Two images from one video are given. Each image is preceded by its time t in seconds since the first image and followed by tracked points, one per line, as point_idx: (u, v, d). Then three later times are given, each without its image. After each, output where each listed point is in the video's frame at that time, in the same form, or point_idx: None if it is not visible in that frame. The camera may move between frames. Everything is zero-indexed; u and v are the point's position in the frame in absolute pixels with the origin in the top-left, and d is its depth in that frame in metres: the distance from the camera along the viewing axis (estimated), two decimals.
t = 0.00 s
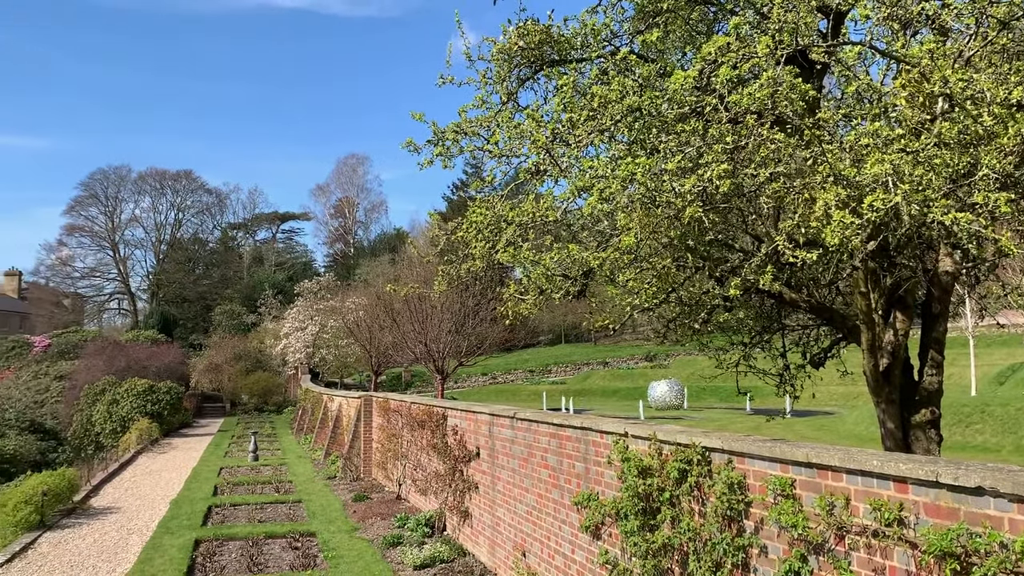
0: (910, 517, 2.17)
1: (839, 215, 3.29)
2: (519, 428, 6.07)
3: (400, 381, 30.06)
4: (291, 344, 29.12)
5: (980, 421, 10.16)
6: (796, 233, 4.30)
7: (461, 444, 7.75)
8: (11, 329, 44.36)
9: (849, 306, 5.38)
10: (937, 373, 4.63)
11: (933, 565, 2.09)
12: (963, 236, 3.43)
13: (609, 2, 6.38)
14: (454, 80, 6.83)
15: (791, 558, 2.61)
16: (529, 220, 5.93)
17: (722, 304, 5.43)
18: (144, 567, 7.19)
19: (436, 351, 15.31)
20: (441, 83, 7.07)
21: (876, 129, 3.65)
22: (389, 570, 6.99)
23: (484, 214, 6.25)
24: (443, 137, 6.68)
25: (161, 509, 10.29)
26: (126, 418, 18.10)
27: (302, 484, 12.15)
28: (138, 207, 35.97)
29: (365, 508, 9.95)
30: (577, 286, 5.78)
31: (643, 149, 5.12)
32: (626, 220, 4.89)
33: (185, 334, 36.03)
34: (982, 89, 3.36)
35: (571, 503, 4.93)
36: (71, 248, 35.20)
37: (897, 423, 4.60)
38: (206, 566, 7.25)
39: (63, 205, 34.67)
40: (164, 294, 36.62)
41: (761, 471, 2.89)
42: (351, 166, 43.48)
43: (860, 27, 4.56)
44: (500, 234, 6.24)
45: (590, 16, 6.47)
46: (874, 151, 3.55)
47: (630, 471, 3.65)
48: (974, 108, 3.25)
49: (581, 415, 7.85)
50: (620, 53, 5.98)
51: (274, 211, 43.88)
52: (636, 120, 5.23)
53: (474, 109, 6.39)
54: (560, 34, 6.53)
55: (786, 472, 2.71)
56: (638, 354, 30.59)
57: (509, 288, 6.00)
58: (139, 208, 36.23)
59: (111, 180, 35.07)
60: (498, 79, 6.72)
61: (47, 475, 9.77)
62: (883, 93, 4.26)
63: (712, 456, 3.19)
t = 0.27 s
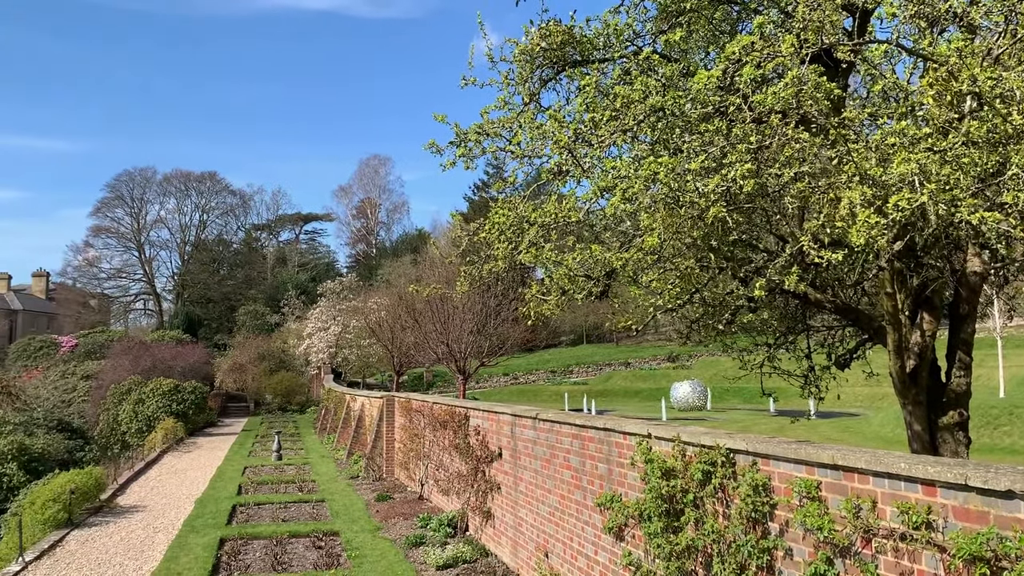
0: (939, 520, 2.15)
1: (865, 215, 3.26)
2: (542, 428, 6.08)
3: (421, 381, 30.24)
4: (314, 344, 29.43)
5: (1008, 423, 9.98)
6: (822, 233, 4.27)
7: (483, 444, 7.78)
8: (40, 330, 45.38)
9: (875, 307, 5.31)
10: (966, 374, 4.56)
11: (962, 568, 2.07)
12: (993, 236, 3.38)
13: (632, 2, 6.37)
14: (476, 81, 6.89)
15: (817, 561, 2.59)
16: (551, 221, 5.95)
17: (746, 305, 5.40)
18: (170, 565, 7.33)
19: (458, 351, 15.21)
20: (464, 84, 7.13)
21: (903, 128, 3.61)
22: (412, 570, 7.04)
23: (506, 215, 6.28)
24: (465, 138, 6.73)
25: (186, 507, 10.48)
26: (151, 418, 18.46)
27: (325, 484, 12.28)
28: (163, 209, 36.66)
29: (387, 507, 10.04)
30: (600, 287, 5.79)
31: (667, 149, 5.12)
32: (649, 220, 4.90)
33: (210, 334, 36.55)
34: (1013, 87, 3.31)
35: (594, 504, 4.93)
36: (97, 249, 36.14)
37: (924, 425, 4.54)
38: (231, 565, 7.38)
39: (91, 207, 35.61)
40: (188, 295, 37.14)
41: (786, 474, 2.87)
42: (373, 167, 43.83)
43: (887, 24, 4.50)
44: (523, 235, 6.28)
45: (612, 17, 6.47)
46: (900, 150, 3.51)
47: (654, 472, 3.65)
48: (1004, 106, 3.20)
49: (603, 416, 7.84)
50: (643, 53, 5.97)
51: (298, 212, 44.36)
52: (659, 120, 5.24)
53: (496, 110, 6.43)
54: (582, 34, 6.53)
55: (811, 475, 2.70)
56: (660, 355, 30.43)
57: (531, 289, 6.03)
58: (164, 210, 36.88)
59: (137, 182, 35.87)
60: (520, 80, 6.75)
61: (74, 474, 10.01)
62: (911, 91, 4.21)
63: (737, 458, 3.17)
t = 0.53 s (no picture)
0: (966, 524, 2.12)
1: (890, 214, 3.22)
2: (563, 430, 6.08)
3: (442, 382, 30.35)
4: (336, 345, 29.66)
5: None
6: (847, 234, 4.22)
7: (504, 445, 7.80)
8: (67, 330, 46.27)
9: (901, 309, 5.24)
10: (994, 376, 4.49)
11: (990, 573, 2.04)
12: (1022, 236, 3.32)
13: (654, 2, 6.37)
14: (497, 82, 6.94)
15: (842, 565, 2.57)
16: (573, 222, 5.96)
17: (769, 306, 5.36)
18: (193, 563, 7.46)
19: (478, 352, 15.19)
20: (485, 85, 7.19)
21: (929, 127, 3.57)
22: (433, 570, 7.08)
23: (528, 215, 6.30)
24: (486, 140, 6.77)
25: (209, 507, 10.63)
26: (175, 418, 18.80)
27: (347, 484, 12.38)
28: (186, 210, 37.14)
29: (409, 508, 10.10)
30: (622, 288, 5.78)
31: (689, 149, 5.12)
32: (672, 221, 4.90)
33: (233, 334, 36.99)
34: None
35: (616, 506, 4.93)
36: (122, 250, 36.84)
37: (951, 428, 4.47)
38: (253, 563, 7.48)
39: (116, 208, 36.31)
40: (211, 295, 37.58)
41: (810, 476, 2.86)
42: (394, 168, 44.11)
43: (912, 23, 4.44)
44: (544, 236, 6.30)
45: (634, 16, 6.49)
46: (926, 150, 3.47)
47: (676, 474, 3.64)
48: None
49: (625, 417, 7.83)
50: (666, 53, 5.98)
51: (319, 213, 44.64)
52: (682, 121, 5.28)
53: (517, 111, 6.47)
54: (604, 35, 6.54)
55: (836, 477, 2.68)
56: (682, 357, 30.20)
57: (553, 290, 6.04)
58: (187, 211, 37.34)
59: (160, 184, 36.39)
60: (542, 80, 6.77)
61: (100, 473, 10.22)
62: (937, 90, 4.17)
63: (760, 460, 3.16)
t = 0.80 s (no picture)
0: (996, 528, 2.10)
1: (917, 214, 3.19)
2: (585, 431, 6.08)
3: (463, 382, 30.44)
4: (357, 345, 29.89)
5: None
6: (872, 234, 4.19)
7: (525, 446, 7.82)
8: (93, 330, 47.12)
9: (928, 310, 5.17)
10: None
11: None
12: None
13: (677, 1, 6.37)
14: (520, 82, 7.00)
15: (867, 568, 2.55)
16: (595, 222, 6.01)
17: (793, 307, 5.32)
18: (217, 562, 7.57)
19: (499, 352, 15.25)
20: (507, 85, 7.26)
21: (957, 126, 3.53)
22: (455, 570, 7.10)
23: (549, 216, 6.35)
24: (508, 140, 6.82)
25: (232, 505, 10.78)
26: (199, 417, 19.11)
27: (368, 483, 12.48)
28: (210, 211, 37.85)
29: (430, 507, 10.16)
30: (644, 288, 5.78)
31: (713, 149, 5.12)
32: (695, 220, 4.90)
33: (256, 334, 37.43)
34: None
35: (638, 507, 4.92)
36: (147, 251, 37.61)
37: (979, 430, 4.41)
38: (276, 562, 7.57)
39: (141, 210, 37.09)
40: (235, 295, 38.06)
41: (836, 478, 2.84)
42: (415, 169, 44.37)
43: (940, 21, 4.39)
44: (566, 236, 6.33)
45: (657, 16, 6.50)
46: (954, 148, 3.43)
47: (700, 476, 3.62)
48: None
49: (647, 418, 7.80)
50: (689, 52, 5.97)
51: (341, 214, 44.92)
52: (705, 120, 5.31)
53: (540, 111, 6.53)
54: (626, 34, 6.55)
55: (862, 479, 2.66)
56: (704, 358, 29.97)
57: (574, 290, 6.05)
58: (210, 212, 38.03)
59: (185, 186, 37.02)
60: (564, 80, 6.82)
61: (125, 471, 10.40)
62: (964, 88, 4.12)
63: (784, 462, 3.14)
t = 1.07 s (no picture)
0: None
1: (945, 213, 3.16)
2: (607, 431, 6.08)
3: (484, 381, 30.52)
4: (379, 344, 30.10)
5: None
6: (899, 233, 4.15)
7: (546, 446, 7.83)
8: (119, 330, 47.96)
9: (956, 310, 5.10)
10: None
11: None
12: None
13: None
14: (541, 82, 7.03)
15: (893, 570, 2.54)
16: (617, 221, 6.02)
17: (818, 307, 5.28)
18: (240, 559, 7.68)
19: (520, 353, 15.33)
20: (529, 84, 7.30)
21: (986, 124, 3.49)
22: (476, 569, 7.13)
23: (571, 215, 6.40)
24: (529, 139, 6.86)
25: (255, 504, 10.92)
26: (222, 415, 19.40)
27: (390, 482, 12.58)
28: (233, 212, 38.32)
29: (451, 507, 10.21)
30: (666, 288, 5.77)
31: (737, 147, 5.10)
32: (718, 219, 4.89)
33: (278, 334, 37.85)
34: None
35: (660, 508, 4.92)
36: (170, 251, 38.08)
37: (1007, 431, 4.38)
38: (298, 560, 7.66)
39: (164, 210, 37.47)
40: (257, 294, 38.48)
41: (860, 479, 2.82)
42: (436, 169, 44.55)
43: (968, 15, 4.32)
44: (587, 235, 6.34)
45: (680, 14, 6.49)
46: (982, 147, 3.39)
47: (723, 477, 3.61)
48: None
49: (668, 418, 7.77)
50: (712, 50, 5.95)
51: (362, 214, 45.25)
52: (728, 119, 5.31)
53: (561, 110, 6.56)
54: (649, 33, 6.55)
55: (887, 480, 2.64)
56: (726, 358, 29.75)
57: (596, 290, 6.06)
58: (233, 212, 38.51)
59: (208, 186, 37.50)
60: (586, 79, 6.84)
61: (150, 469, 10.58)
62: (993, 85, 4.07)
63: (809, 463, 3.12)
